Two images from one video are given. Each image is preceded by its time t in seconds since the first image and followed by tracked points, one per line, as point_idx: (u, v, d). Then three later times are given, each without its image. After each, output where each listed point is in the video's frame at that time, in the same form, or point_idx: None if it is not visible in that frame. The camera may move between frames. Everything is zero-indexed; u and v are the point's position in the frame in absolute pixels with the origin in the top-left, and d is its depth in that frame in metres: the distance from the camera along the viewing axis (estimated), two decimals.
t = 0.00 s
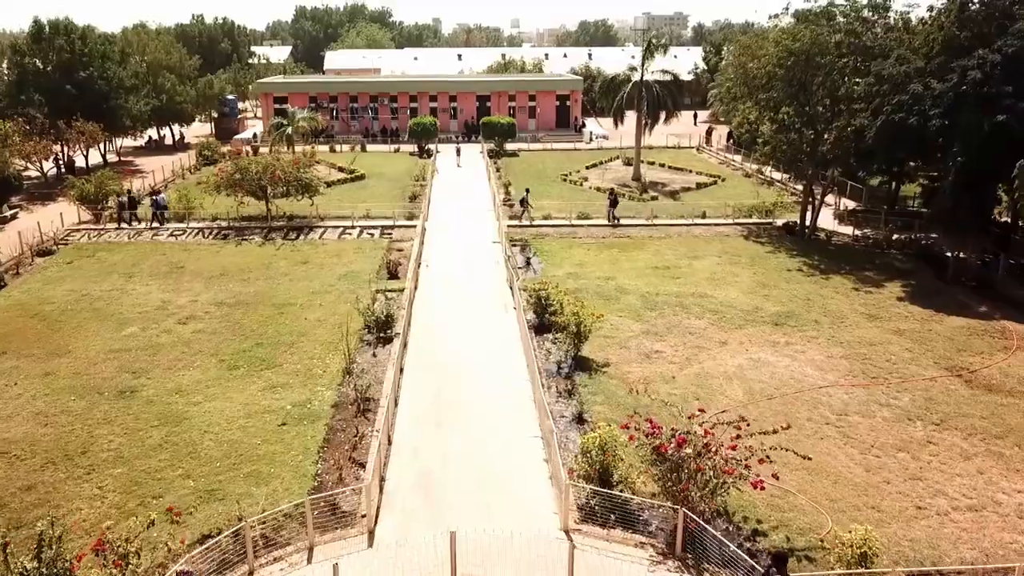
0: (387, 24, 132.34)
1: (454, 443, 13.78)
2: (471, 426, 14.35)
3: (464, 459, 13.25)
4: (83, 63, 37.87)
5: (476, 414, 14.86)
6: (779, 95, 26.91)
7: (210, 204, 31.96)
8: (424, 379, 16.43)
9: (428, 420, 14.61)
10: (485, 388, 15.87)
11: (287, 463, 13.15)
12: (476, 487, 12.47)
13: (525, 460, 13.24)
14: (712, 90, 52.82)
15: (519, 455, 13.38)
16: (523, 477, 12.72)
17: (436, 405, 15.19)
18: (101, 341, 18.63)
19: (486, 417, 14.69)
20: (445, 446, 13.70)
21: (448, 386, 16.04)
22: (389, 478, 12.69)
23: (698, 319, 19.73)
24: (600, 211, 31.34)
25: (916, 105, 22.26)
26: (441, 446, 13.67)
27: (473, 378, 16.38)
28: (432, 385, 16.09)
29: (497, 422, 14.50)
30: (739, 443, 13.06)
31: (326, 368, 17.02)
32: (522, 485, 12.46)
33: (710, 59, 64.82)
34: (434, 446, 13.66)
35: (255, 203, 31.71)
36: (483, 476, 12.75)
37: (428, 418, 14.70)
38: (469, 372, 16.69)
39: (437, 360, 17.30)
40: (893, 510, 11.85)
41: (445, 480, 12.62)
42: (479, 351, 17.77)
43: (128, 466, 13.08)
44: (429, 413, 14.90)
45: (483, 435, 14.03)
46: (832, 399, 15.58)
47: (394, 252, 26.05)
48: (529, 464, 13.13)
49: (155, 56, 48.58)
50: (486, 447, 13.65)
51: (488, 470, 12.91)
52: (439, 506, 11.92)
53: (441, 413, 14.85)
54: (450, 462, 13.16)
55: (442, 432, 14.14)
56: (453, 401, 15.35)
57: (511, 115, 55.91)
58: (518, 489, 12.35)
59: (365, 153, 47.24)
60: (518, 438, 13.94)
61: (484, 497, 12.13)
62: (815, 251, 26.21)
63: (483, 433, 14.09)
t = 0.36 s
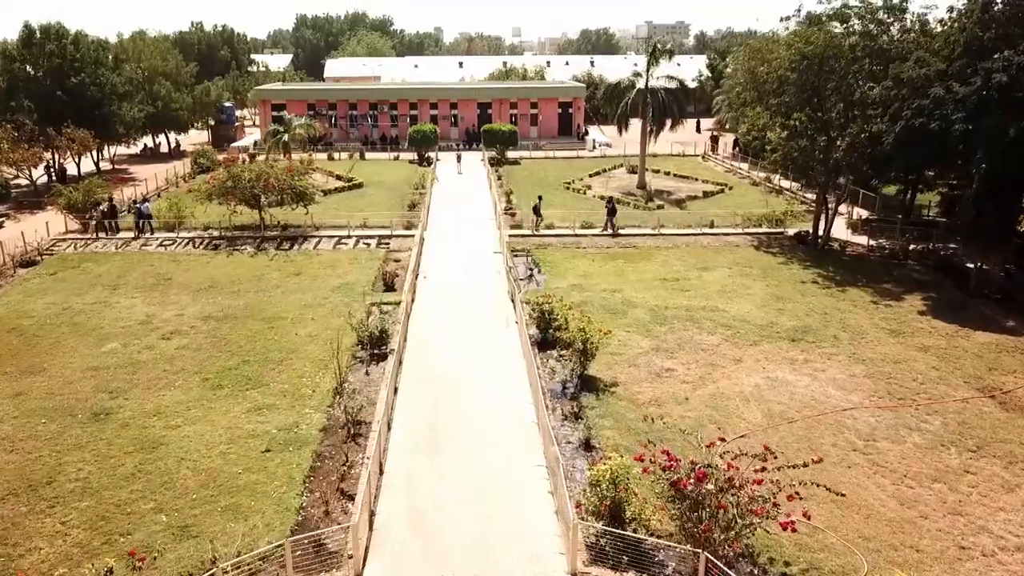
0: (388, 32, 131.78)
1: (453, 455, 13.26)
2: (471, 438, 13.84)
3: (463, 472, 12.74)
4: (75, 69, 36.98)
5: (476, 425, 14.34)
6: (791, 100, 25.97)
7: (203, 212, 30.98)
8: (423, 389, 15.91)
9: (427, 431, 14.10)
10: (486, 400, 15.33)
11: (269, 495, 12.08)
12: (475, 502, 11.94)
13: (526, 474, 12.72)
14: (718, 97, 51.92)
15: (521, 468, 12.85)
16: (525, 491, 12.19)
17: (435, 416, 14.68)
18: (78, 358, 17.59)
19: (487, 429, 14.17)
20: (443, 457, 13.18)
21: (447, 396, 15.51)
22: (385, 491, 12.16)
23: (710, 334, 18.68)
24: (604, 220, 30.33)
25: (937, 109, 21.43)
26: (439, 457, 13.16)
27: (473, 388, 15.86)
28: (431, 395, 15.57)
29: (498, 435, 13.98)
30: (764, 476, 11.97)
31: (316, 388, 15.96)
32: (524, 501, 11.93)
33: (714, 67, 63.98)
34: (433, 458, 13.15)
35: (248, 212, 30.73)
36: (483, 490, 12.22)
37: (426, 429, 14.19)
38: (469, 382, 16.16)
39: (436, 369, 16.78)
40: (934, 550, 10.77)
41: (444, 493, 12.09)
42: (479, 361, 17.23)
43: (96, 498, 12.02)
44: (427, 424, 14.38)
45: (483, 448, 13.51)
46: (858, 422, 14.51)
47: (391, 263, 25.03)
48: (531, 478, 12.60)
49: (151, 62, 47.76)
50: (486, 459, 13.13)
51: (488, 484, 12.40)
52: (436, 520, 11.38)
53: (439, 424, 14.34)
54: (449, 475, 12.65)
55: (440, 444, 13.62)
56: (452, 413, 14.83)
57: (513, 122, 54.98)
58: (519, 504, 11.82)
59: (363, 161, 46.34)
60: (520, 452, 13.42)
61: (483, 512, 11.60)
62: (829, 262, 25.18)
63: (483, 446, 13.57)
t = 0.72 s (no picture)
0: (389, 40, 131.29)
1: (452, 462, 12.95)
2: (471, 445, 13.53)
3: (462, 479, 12.45)
4: (66, 73, 36.21)
5: (476, 432, 14.01)
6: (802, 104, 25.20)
7: (195, 220, 30.08)
8: (423, 394, 15.61)
9: (426, 437, 13.81)
10: (486, 406, 14.99)
11: (251, 525, 11.12)
12: (475, 510, 11.62)
13: (526, 483, 12.37)
14: (723, 103, 51.08)
15: (521, 476, 12.53)
16: (525, 500, 11.86)
17: (435, 421, 14.38)
18: (55, 374, 16.63)
19: (488, 436, 13.85)
20: (442, 464, 12.89)
21: (447, 402, 15.19)
22: (382, 498, 11.85)
23: (723, 349, 17.73)
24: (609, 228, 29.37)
25: (958, 111, 20.59)
26: (438, 464, 12.85)
27: (474, 394, 15.53)
28: (431, 400, 15.26)
29: (498, 442, 13.67)
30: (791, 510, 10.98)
31: (306, 407, 15.00)
32: (524, 509, 11.63)
33: (718, 73, 63.18)
34: (431, 464, 12.86)
35: (242, 220, 29.83)
36: (482, 498, 11.90)
37: (425, 434, 13.90)
38: (470, 387, 15.84)
39: (435, 374, 16.46)
40: None
41: (442, 501, 11.79)
42: (479, 367, 16.89)
43: (61, 530, 11.06)
44: (427, 429, 14.09)
45: (483, 456, 13.16)
46: (885, 444, 13.55)
47: (388, 272, 24.10)
48: (531, 488, 12.24)
49: (147, 68, 47.01)
50: (486, 466, 12.82)
51: (488, 491, 12.08)
52: (434, 529, 11.06)
53: (439, 430, 14.04)
54: (448, 482, 12.34)
55: (439, 451, 13.32)
56: (452, 419, 14.52)
57: (514, 129, 54.15)
58: (519, 515, 11.44)
59: (362, 168, 45.49)
60: (520, 459, 13.07)
61: (483, 520, 11.29)
62: (843, 272, 24.23)
63: (483, 453, 13.24)
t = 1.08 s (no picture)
0: (389, 49, 130.79)
1: (451, 472, 12.36)
2: (470, 454, 12.93)
3: (461, 488, 11.87)
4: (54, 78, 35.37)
5: (477, 441, 13.41)
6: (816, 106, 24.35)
7: (185, 228, 29.04)
8: (422, 401, 15.03)
9: (424, 446, 13.24)
10: (487, 416, 14.36)
11: (223, 562, 10.03)
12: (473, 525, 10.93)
13: (528, 496, 11.65)
14: (728, 110, 50.17)
15: (524, 487, 11.90)
16: (526, 514, 11.19)
17: (434, 429, 13.80)
18: (24, 392, 15.52)
19: (489, 445, 13.25)
20: (441, 473, 12.32)
21: (447, 409, 14.59)
22: (377, 510, 11.27)
23: (738, 365, 16.63)
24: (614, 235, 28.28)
25: (985, 112, 19.62)
26: (436, 474, 12.28)
27: (475, 401, 14.93)
28: (430, 408, 14.67)
29: (500, 450, 13.06)
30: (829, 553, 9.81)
31: (291, 427, 13.89)
32: (525, 523, 10.94)
33: (722, 80, 62.40)
34: (429, 474, 12.29)
35: (234, 227, 28.78)
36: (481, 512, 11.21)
37: (424, 443, 13.33)
38: (470, 394, 15.25)
39: (436, 381, 15.89)
40: None
41: (439, 512, 11.20)
42: (481, 373, 16.26)
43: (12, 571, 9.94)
44: (426, 437, 13.52)
45: (482, 467, 12.47)
46: (920, 469, 12.44)
47: (383, 282, 23.03)
48: (533, 502, 11.52)
49: (140, 73, 46.17)
50: (486, 477, 12.21)
51: (487, 502, 11.48)
52: (430, 543, 10.44)
53: (438, 438, 13.47)
54: (445, 495, 11.69)
55: (439, 459, 12.74)
56: (452, 427, 13.93)
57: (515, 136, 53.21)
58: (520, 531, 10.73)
59: (359, 176, 44.52)
60: (522, 470, 12.44)
61: (481, 533, 10.67)
62: (860, 282, 23.13)
63: (483, 463, 12.62)
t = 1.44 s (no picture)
0: (391, 56, 130.16)
1: (450, 478, 11.90)
2: (470, 459, 12.46)
3: (461, 494, 11.42)
4: (44, 81, 34.56)
5: (477, 446, 12.93)
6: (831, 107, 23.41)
7: (176, 234, 28.01)
8: (421, 404, 14.55)
9: (423, 450, 12.78)
10: (488, 420, 13.88)
11: None
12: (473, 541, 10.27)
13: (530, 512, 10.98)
14: (734, 116, 49.17)
15: (525, 493, 11.42)
16: (529, 532, 10.51)
17: (434, 433, 13.34)
18: None
19: (490, 450, 12.78)
20: (440, 479, 11.87)
21: (447, 414, 14.10)
22: (372, 516, 10.81)
23: (758, 380, 15.51)
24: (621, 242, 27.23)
25: (1016, 111, 18.77)
26: (435, 479, 11.83)
27: (476, 405, 14.45)
28: (429, 412, 14.20)
29: (501, 455, 12.59)
30: None
31: (275, 448, 12.78)
32: (527, 542, 10.25)
33: (728, 86, 61.44)
34: (427, 480, 11.83)
35: (226, 233, 27.74)
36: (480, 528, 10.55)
37: (423, 447, 12.86)
38: (470, 398, 14.76)
39: (435, 385, 15.41)
40: None
41: (438, 519, 10.74)
42: (482, 377, 15.76)
43: None
44: (425, 442, 13.06)
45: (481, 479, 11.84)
46: (963, 496, 11.31)
47: (380, 290, 21.97)
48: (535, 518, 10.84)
49: (135, 77, 45.31)
50: (487, 483, 11.75)
51: (488, 510, 11.02)
52: (428, 553, 9.97)
53: (438, 443, 13.01)
54: (444, 509, 11.02)
55: (437, 464, 12.29)
56: (451, 431, 13.46)
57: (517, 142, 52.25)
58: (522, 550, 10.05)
59: (358, 182, 43.56)
60: (524, 481, 11.83)
61: (481, 542, 10.20)
62: (879, 291, 22.04)
63: (483, 469, 12.14)
